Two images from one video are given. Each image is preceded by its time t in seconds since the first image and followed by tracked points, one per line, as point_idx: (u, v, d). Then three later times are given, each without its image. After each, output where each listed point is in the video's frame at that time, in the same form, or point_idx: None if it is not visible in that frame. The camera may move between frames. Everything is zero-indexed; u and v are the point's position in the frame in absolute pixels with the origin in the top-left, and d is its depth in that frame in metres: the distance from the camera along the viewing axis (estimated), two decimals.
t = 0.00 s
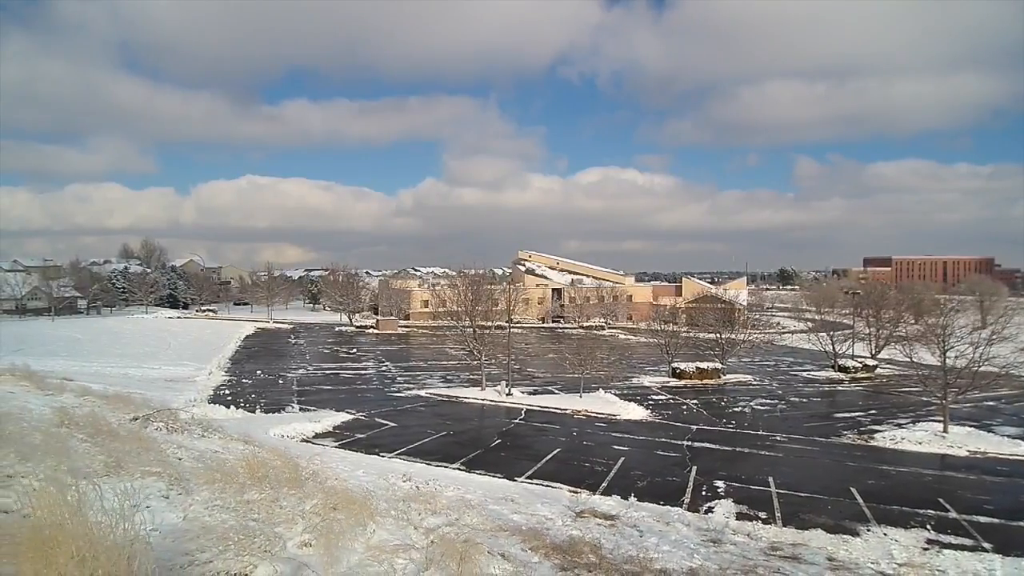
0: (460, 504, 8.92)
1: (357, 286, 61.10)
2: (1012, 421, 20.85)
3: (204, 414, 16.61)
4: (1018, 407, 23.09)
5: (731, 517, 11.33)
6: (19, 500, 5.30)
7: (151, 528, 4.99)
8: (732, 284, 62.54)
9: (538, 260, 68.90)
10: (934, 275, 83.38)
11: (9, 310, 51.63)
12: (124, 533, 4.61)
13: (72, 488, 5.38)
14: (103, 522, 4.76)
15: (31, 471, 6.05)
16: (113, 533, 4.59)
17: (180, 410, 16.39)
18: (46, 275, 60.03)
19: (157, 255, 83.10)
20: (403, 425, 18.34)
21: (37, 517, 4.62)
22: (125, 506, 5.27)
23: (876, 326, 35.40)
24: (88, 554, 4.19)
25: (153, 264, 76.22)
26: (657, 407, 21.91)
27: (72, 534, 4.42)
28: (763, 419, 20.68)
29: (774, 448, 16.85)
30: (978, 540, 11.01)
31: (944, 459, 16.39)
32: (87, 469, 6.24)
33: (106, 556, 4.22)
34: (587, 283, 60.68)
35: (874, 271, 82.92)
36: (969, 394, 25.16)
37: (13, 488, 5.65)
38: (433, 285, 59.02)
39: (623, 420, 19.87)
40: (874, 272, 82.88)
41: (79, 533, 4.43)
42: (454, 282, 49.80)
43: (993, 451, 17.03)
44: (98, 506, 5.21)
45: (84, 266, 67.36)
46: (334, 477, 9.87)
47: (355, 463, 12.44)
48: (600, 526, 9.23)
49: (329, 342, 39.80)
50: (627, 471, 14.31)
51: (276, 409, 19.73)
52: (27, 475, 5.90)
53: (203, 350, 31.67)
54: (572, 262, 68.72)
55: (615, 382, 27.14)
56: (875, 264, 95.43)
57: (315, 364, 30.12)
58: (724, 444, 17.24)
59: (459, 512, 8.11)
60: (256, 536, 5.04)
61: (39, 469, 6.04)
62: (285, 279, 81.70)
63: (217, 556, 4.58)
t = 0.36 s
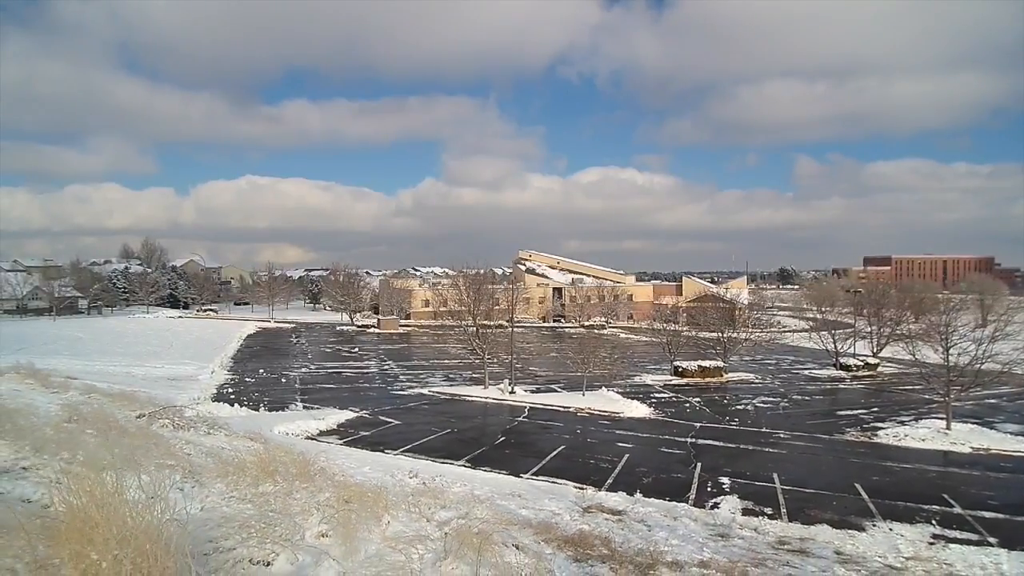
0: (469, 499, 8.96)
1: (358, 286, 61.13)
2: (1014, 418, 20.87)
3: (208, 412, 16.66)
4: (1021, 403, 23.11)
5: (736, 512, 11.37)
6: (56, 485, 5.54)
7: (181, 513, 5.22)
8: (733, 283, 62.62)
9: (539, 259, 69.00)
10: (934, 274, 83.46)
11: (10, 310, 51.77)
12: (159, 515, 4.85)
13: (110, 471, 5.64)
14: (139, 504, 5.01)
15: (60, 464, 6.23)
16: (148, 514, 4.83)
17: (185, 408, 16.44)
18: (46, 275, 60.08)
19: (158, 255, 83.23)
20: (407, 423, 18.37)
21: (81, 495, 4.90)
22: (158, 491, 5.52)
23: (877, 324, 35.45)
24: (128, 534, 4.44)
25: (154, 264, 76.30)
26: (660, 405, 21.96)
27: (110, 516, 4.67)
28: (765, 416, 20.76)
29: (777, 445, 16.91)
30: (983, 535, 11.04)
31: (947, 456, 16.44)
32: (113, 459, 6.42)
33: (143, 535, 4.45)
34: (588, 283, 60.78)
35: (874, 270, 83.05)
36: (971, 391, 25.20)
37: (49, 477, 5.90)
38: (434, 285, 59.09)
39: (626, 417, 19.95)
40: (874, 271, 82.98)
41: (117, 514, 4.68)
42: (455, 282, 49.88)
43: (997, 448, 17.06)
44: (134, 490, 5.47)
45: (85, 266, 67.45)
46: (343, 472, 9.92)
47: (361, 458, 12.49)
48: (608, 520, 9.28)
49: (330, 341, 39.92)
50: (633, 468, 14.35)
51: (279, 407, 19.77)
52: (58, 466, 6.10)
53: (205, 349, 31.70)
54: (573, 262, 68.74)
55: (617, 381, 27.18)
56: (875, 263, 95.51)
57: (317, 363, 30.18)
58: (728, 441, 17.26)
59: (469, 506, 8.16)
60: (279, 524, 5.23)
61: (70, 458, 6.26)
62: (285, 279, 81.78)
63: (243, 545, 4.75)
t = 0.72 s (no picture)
0: (474, 493, 8.98)
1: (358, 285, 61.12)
2: (1016, 415, 20.88)
3: (211, 409, 16.67)
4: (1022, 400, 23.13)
5: (740, 508, 11.39)
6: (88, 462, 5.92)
7: (201, 497, 5.58)
8: (733, 282, 62.68)
9: (539, 259, 69.03)
10: (933, 274, 83.51)
11: (10, 309, 51.78)
12: (183, 493, 5.20)
13: (137, 451, 6.01)
14: (164, 482, 5.38)
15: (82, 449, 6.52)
16: (173, 494, 5.19)
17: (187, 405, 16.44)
18: (46, 275, 59.99)
19: (158, 255, 83.16)
20: (410, 421, 18.41)
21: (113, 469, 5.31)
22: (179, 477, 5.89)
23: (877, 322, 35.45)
24: (154, 514, 4.80)
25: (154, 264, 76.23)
26: (661, 403, 21.98)
27: (138, 492, 5.05)
28: (767, 413, 20.79)
29: (780, 442, 16.93)
30: (986, 530, 11.05)
31: (949, 452, 16.46)
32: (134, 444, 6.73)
33: (168, 514, 4.80)
34: (588, 282, 60.81)
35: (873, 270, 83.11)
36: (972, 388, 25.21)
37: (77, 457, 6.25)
38: (435, 284, 59.10)
39: (628, 414, 19.98)
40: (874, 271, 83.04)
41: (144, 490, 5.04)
42: (455, 281, 49.90)
43: (998, 445, 17.09)
44: (160, 471, 5.87)
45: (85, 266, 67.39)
46: (348, 467, 9.94)
47: (366, 454, 12.50)
48: (612, 515, 9.31)
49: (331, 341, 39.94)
50: (636, 464, 14.36)
51: (281, 405, 19.78)
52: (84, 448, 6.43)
53: (207, 348, 31.75)
54: (573, 262, 68.68)
55: (618, 379, 27.21)
56: (875, 263, 95.61)
57: (318, 362, 30.17)
58: (731, 438, 17.26)
59: (475, 500, 8.19)
60: (295, 512, 5.48)
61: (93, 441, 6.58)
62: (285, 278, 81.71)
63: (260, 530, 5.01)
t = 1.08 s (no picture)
0: (477, 486, 9.03)
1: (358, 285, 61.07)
2: (1016, 413, 20.94)
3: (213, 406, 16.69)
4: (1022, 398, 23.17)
5: (743, 503, 11.40)
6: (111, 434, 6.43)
7: (221, 472, 6.24)
8: (733, 281, 62.77)
9: (538, 258, 69.08)
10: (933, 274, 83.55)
11: (9, 309, 51.75)
12: (206, 473, 5.78)
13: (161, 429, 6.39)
14: (187, 457, 5.93)
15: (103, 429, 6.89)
16: (195, 472, 5.72)
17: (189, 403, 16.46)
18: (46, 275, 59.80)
19: (158, 256, 82.98)
20: (411, 418, 18.44)
21: (136, 432, 5.84)
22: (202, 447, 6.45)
23: (877, 321, 35.50)
24: (175, 483, 5.44)
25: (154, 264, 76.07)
26: (663, 400, 22.01)
27: (160, 463, 5.61)
28: (768, 411, 20.82)
29: (781, 439, 16.98)
30: (989, 524, 11.07)
31: (951, 448, 16.50)
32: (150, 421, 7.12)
33: (190, 488, 5.45)
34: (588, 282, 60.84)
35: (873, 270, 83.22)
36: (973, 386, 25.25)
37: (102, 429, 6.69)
38: (435, 284, 59.10)
39: (630, 412, 20.01)
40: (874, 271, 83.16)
41: (166, 459, 5.61)
42: (455, 280, 49.91)
43: (999, 441, 17.13)
44: (182, 447, 6.25)
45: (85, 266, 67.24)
46: (353, 461, 9.97)
47: (368, 450, 12.52)
48: (616, 508, 9.35)
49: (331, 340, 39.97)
50: (638, 461, 14.39)
51: (283, 402, 19.80)
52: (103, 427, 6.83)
53: (207, 347, 31.71)
54: (573, 262, 68.59)
55: (619, 377, 27.24)
56: (874, 263, 95.73)
57: (319, 361, 30.16)
58: (733, 436, 17.28)
59: (481, 492, 8.25)
60: (305, 496, 6.20)
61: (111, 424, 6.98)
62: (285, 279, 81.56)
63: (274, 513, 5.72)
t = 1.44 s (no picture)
0: (479, 480, 9.09)
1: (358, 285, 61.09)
2: (1015, 410, 20.99)
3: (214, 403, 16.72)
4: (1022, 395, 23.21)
5: (743, 498, 11.44)
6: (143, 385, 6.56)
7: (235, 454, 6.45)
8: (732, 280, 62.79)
9: (538, 258, 69.15)
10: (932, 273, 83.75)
11: (9, 309, 51.69)
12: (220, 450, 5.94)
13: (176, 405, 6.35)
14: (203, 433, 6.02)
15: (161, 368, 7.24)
16: (211, 447, 5.83)
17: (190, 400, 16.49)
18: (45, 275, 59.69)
19: (157, 255, 82.94)
20: (412, 415, 18.47)
21: (153, 395, 5.80)
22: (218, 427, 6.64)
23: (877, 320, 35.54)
24: (192, 458, 5.60)
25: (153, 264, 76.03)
26: (663, 398, 22.07)
27: (176, 435, 5.68)
28: (768, 408, 20.87)
29: (781, 436, 17.02)
30: (988, 519, 11.09)
31: (950, 445, 16.55)
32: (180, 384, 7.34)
33: (206, 463, 5.63)
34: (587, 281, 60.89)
35: (871, 270, 83.28)
36: (972, 383, 25.29)
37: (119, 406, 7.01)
38: (434, 283, 59.11)
39: (630, 409, 20.07)
40: (872, 270, 83.22)
41: (183, 433, 5.70)
42: (454, 280, 49.93)
43: (999, 438, 17.18)
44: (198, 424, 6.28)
45: (84, 266, 67.19)
46: (354, 455, 10.01)
47: (370, 445, 12.55)
48: (616, 502, 9.41)
49: (331, 339, 40.01)
50: (639, 457, 14.43)
51: (283, 400, 19.83)
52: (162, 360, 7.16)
53: (208, 346, 31.71)
54: (573, 261, 68.61)
55: (619, 375, 27.30)
56: (873, 263, 95.85)
57: (319, 359, 30.19)
58: (733, 433, 17.32)
59: (482, 486, 8.29)
60: (313, 485, 6.42)
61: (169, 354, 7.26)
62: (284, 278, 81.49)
63: (281, 498, 5.98)
